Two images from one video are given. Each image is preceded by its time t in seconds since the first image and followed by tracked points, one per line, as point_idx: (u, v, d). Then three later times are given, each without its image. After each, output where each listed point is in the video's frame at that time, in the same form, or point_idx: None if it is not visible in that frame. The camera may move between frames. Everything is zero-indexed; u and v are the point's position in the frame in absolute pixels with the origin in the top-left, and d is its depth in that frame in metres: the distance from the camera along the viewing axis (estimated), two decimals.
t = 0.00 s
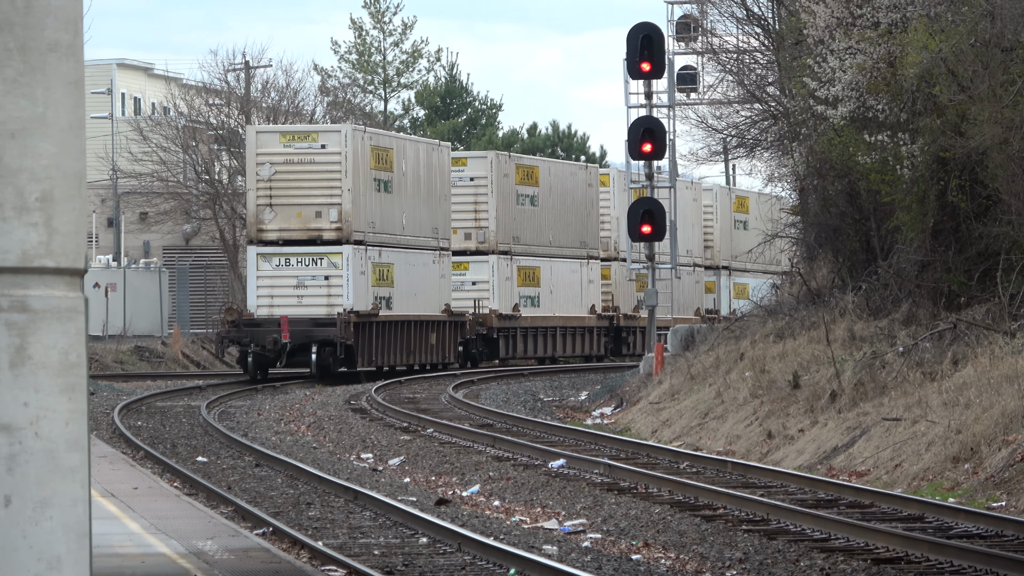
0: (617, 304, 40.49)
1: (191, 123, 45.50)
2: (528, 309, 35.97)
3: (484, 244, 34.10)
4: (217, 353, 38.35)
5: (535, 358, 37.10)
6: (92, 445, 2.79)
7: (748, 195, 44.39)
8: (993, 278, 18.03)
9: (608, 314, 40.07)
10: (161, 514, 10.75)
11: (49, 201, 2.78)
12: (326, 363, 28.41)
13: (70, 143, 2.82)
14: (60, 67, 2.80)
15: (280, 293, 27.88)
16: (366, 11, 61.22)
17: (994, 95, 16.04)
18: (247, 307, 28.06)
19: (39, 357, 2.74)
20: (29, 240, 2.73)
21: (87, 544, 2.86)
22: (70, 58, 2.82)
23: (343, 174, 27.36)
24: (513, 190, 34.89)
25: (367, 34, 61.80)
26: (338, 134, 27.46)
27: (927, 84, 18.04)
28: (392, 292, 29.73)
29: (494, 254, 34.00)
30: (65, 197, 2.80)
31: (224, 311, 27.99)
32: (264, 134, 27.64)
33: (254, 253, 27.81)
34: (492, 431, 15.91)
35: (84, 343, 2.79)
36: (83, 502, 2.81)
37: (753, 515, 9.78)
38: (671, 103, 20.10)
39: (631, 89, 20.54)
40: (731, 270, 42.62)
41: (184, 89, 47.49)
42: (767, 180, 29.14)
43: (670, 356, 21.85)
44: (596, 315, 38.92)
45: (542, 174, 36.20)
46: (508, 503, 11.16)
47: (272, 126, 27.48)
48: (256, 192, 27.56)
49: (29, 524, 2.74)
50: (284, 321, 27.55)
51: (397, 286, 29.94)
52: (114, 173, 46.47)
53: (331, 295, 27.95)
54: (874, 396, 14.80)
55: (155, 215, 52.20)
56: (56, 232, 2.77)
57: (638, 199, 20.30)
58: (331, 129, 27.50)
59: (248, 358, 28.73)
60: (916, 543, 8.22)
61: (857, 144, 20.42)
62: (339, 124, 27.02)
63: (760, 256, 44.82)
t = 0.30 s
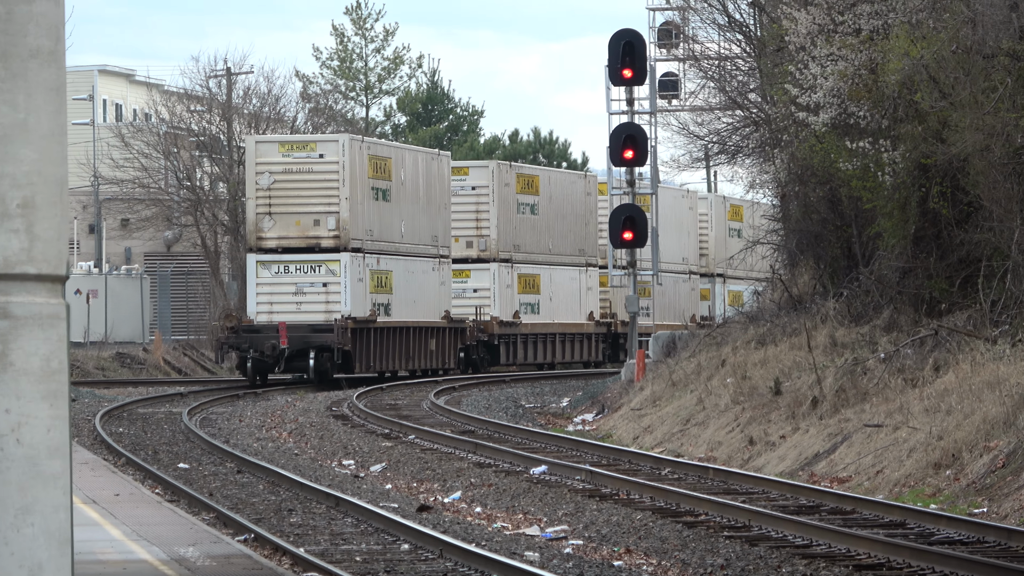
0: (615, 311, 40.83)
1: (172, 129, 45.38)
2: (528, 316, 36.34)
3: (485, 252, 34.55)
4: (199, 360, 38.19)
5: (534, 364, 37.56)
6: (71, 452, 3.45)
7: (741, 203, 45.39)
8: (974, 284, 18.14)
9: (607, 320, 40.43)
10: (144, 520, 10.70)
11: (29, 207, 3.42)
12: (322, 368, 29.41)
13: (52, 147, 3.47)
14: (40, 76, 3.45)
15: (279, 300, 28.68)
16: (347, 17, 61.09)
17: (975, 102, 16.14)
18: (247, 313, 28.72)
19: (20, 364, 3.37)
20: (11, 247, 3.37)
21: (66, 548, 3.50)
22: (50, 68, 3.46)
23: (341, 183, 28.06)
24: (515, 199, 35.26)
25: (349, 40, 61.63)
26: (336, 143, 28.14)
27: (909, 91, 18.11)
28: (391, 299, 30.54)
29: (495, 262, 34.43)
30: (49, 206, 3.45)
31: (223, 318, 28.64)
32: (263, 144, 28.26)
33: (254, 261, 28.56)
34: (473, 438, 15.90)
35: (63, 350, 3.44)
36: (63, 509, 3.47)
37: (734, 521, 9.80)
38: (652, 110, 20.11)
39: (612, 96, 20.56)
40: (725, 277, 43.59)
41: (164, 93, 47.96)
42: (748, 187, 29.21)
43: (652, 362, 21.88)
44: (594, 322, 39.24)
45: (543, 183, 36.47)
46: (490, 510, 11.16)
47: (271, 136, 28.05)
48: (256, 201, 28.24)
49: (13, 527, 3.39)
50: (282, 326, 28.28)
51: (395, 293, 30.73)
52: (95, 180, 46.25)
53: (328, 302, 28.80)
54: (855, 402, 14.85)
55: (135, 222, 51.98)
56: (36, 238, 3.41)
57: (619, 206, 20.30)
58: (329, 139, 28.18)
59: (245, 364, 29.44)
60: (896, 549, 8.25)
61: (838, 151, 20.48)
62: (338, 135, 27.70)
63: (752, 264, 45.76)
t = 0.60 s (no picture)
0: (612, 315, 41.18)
1: (158, 135, 45.29)
2: (532, 323, 36.76)
3: (490, 260, 35.27)
4: (184, 366, 38.06)
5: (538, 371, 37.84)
6: (57, 459, 3.31)
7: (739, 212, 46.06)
8: (960, 291, 18.22)
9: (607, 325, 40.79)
10: (128, 526, 10.64)
11: (15, 213, 3.32)
12: (325, 373, 29.37)
13: (36, 151, 3.36)
14: (26, 83, 3.39)
15: (282, 306, 28.80)
16: (333, 23, 61.05)
17: (961, 109, 16.21)
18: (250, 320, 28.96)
19: (5, 369, 3.26)
20: None
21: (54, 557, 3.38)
22: (35, 74, 3.40)
23: (343, 191, 28.31)
24: (519, 208, 36.04)
25: (334, 46, 61.61)
26: (338, 152, 28.43)
27: (894, 97, 18.18)
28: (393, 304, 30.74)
29: (499, 269, 35.12)
30: (34, 209, 3.35)
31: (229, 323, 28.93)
32: (266, 153, 28.52)
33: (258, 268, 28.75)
34: (459, 444, 15.88)
35: (50, 356, 3.31)
36: (48, 516, 3.35)
37: (720, 527, 9.79)
38: (638, 116, 20.17)
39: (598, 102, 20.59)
40: (723, 285, 44.28)
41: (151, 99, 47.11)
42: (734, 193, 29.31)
43: (637, 368, 21.88)
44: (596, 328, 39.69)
45: (546, 192, 37.34)
46: (476, 516, 11.13)
47: (274, 145, 28.33)
48: (259, 210, 28.45)
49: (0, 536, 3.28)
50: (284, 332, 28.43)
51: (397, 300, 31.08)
52: (80, 186, 46.08)
53: (331, 308, 28.89)
54: (841, 409, 14.86)
55: (120, 227, 51.85)
56: (22, 244, 3.31)
57: (606, 212, 20.33)
58: (331, 148, 28.46)
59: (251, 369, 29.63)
60: (883, 556, 8.25)
61: (824, 157, 20.56)
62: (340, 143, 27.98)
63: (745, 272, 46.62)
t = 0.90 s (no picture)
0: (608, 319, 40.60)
1: (146, 141, 45.16)
2: (538, 329, 37.39)
3: (496, 267, 35.69)
4: (171, 371, 37.94)
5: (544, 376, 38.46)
6: (42, 464, 3.26)
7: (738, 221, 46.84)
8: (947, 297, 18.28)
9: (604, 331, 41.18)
10: (115, 532, 10.60)
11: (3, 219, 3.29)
12: (329, 378, 30.43)
13: (23, 158, 3.32)
14: (14, 89, 3.33)
15: (287, 313, 29.98)
16: (320, 29, 60.94)
17: (948, 116, 16.27)
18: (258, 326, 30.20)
19: None
20: None
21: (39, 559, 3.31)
22: (23, 82, 3.33)
23: (346, 199, 29.48)
24: (524, 216, 36.46)
25: (321, 52, 61.51)
26: (342, 162, 29.64)
27: (882, 104, 18.20)
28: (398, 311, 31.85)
29: (505, 277, 35.53)
30: (20, 217, 3.31)
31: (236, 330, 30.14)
32: (272, 162, 29.78)
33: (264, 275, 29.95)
34: (445, 450, 15.87)
35: (35, 361, 3.26)
36: (34, 520, 3.28)
37: (707, 534, 9.78)
38: (625, 123, 20.17)
39: (584, 109, 20.60)
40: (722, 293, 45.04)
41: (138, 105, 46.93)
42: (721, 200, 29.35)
43: (624, 375, 21.90)
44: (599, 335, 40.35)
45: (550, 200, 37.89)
46: (463, 522, 11.11)
47: (280, 155, 29.59)
48: (266, 217, 29.72)
49: None
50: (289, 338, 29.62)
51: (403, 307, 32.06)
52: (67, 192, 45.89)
53: (335, 314, 30.02)
54: (827, 416, 14.88)
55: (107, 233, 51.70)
56: (9, 249, 3.27)
57: (592, 218, 20.32)
58: (334, 158, 29.68)
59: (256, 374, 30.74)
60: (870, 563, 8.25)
61: (811, 164, 20.61)
62: (343, 153, 29.20)
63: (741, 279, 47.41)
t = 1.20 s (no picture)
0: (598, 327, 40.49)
1: (136, 146, 45.06)
2: (544, 334, 38.48)
3: (504, 273, 36.77)
4: (161, 377, 37.86)
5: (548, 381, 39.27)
6: (34, 470, 3.15)
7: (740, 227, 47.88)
8: (937, 302, 18.32)
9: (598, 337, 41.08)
10: (106, 536, 10.56)
11: None
12: (337, 382, 30.87)
13: (13, 161, 3.23)
14: (5, 92, 3.24)
15: (297, 318, 30.15)
16: (310, 34, 60.93)
17: (940, 122, 16.32)
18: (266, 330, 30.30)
19: None
20: None
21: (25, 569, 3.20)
22: (12, 85, 3.25)
23: (355, 207, 29.72)
24: (533, 224, 37.60)
25: (312, 57, 61.47)
26: (350, 170, 29.80)
27: (872, 110, 18.25)
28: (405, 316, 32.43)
29: (514, 283, 36.63)
30: (8, 223, 3.20)
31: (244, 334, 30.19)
32: (281, 170, 29.90)
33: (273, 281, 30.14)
34: (436, 455, 15.86)
35: (27, 367, 3.16)
36: (25, 527, 3.16)
37: (697, 539, 9.77)
38: (616, 128, 20.17)
39: (575, 113, 20.61)
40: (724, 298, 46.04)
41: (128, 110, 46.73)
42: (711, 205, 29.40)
43: (614, 381, 21.90)
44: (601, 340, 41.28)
45: (557, 207, 38.97)
46: (453, 527, 11.09)
47: (289, 163, 29.70)
48: (275, 225, 29.84)
49: None
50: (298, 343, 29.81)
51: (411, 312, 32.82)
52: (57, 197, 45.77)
53: (344, 320, 30.37)
54: (818, 421, 14.89)
55: (97, 238, 51.59)
56: None
57: (583, 223, 20.35)
58: (343, 166, 29.82)
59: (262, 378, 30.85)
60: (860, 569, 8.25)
61: (802, 170, 20.64)
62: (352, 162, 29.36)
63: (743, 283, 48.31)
